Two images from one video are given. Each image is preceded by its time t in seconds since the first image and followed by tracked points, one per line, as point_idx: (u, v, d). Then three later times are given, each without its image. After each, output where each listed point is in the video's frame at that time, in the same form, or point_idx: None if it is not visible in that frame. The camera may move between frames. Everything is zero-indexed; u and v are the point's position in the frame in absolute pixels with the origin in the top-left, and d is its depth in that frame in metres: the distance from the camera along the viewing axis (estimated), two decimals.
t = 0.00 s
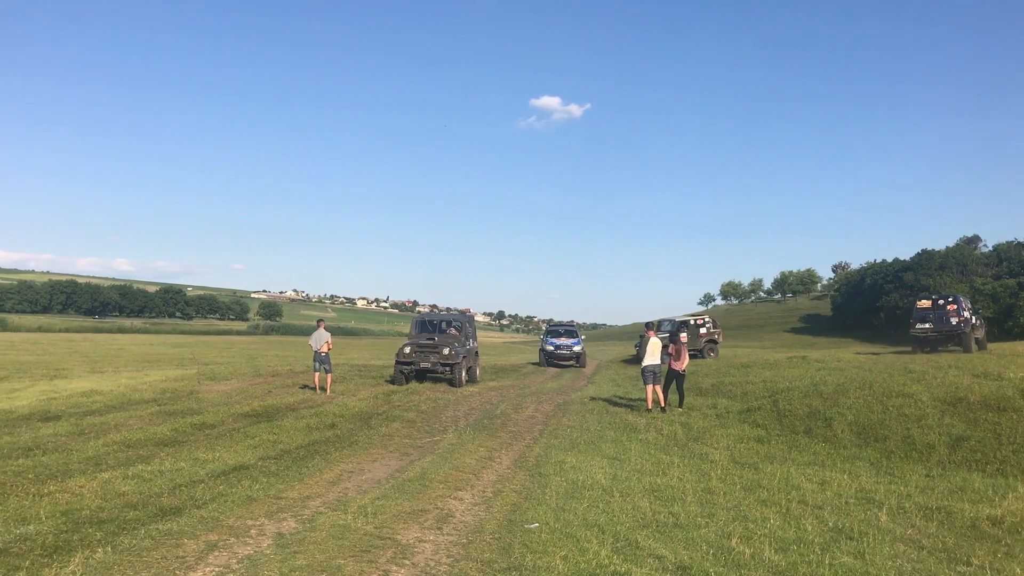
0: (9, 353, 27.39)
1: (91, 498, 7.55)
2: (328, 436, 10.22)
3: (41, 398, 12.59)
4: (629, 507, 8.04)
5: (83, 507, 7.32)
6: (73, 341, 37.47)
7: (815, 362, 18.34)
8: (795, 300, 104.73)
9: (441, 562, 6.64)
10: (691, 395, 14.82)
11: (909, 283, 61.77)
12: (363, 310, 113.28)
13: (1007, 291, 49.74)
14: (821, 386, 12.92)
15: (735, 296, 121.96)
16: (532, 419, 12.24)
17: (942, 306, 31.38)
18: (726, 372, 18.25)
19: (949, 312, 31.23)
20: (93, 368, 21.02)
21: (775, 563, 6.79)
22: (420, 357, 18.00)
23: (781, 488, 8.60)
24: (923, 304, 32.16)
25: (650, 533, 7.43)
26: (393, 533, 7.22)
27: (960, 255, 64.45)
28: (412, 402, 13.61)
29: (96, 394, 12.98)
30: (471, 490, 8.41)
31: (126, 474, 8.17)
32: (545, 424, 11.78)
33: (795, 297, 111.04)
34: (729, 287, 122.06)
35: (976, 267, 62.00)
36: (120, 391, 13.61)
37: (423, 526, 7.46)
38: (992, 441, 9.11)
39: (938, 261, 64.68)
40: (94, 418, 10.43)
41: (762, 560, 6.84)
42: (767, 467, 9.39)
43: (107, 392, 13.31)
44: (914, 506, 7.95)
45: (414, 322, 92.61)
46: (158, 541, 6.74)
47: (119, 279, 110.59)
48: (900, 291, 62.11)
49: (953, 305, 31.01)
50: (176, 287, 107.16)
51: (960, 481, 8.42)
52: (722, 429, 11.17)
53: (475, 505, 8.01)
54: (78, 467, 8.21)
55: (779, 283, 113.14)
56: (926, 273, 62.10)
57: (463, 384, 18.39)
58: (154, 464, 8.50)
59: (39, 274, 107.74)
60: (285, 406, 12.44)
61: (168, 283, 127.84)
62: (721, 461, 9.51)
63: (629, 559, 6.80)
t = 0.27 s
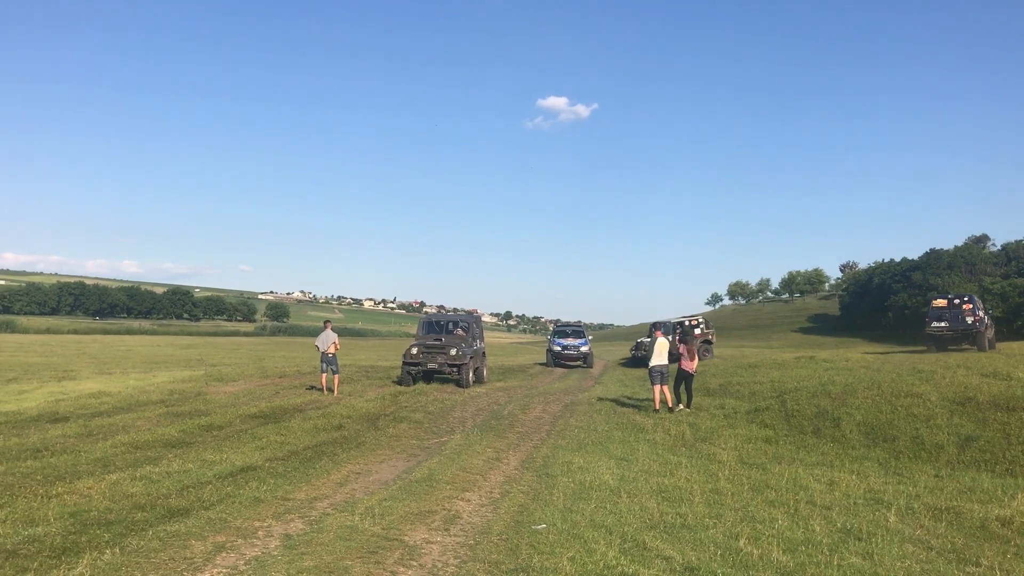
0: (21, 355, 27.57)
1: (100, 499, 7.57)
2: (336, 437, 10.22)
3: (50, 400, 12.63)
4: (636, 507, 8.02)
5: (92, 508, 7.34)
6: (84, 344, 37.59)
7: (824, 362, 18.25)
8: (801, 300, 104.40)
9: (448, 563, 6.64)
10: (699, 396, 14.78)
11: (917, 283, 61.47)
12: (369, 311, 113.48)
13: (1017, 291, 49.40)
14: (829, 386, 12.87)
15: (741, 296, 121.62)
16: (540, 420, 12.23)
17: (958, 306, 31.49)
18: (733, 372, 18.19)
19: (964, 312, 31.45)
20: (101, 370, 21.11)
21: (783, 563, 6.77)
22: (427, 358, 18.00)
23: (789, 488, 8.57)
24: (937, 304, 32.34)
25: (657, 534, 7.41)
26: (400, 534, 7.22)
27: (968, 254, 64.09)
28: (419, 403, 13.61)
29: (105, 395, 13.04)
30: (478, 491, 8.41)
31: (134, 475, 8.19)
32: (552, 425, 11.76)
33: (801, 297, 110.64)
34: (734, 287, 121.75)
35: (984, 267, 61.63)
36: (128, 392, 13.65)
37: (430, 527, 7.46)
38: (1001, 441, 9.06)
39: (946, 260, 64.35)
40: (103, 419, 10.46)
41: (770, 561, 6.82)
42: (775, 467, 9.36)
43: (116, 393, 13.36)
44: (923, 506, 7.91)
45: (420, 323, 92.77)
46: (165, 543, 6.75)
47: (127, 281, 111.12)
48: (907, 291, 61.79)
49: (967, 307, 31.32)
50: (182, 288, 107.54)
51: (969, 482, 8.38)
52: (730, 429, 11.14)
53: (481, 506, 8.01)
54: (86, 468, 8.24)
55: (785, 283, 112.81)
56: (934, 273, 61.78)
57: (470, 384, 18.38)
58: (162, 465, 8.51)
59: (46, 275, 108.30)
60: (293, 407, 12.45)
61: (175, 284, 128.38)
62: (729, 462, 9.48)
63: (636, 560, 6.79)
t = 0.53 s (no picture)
0: (25, 360, 27.60)
1: (103, 503, 7.58)
2: (338, 440, 10.23)
3: (53, 404, 12.64)
4: (639, 509, 8.02)
5: (95, 512, 7.35)
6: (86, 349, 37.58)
7: (826, 363, 18.24)
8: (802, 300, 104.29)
9: (452, 566, 6.65)
10: (701, 397, 14.77)
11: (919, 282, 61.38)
12: (371, 313, 113.52)
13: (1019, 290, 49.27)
14: (831, 386, 12.86)
15: (743, 296, 121.49)
16: (542, 422, 12.22)
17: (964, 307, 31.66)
18: (735, 373, 18.18)
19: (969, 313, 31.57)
20: (104, 374, 21.13)
21: (786, 565, 6.78)
22: (429, 360, 18.01)
23: (792, 489, 8.57)
24: (943, 303, 32.41)
25: (660, 536, 7.42)
26: (403, 536, 7.23)
27: (971, 254, 63.97)
28: (421, 405, 13.61)
29: (108, 399, 13.05)
30: (480, 493, 8.41)
31: (137, 479, 8.19)
32: (555, 427, 11.76)
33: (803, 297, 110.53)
34: (736, 287, 121.63)
35: (986, 267, 61.53)
36: (131, 396, 13.66)
37: (433, 529, 7.46)
38: (1004, 441, 9.05)
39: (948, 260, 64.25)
40: (105, 423, 10.47)
41: (773, 562, 6.83)
42: (777, 469, 9.35)
43: (118, 397, 13.36)
44: (926, 507, 7.91)
45: (423, 325, 92.79)
46: (169, 546, 6.76)
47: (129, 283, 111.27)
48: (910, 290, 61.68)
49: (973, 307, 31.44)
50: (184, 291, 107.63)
51: (971, 482, 8.37)
52: (732, 430, 11.13)
53: (484, 509, 8.01)
54: (89, 472, 8.24)
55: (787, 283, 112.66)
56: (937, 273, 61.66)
57: (472, 386, 18.38)
58: (165, 468, 8.51)
59: (49, 278, 108.41)
60: (295, 410, 12.45)
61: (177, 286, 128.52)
62: (731, 463, 9.48)
63: (640, 562, 6.81)
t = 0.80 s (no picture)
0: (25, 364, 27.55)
1: (103, 506, 7.57)
2: (338, 442, 10.22)
3: (53, 407, 12.63)
4: (640, 510, 8.02)
5: (95, 516, 7.34)
6: (86, 353, 37.50)
7: (826, 363, 18.23)
8: (802, 300, 104.25)
9: (452, 568, 6.65)
10: (702, 398, 14.76)
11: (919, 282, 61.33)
12: (371, 315, 113.48)
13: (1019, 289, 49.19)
14: (831, 386, 12.85)
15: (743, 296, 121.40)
16: (542, 423, 12.22)
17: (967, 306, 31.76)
18: (735, 373, 18.16)
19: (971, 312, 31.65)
20: (104, 377, 21.10)
21: (787, 565, 6.78)
22: (429, 363, 18.01)
23: (793, 489, 8.56)
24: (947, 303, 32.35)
25: (661, 536, 7.42)
26: (404, 539, 7.24)
27: (970, 253, 63.91)
28: (421, 407, 13.60)
29: (108, 403, 13.05)
30: (481, 495, 8.40)
31: (137, 482, 8.18)
32: (555, 428, 11.75)
33: (803, 297, 110.49)
34: (736, 288, 121.56)
35: (986, 266, 61.49)
36: (131, 399, 13.65)
37: (433, 531, 7.46)
38: (1004, 440, 9.05)
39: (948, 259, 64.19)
40: (105, 426, 10.46)
41: (774, 562, 6.83)
42: (778, 469, 9.34)
43: (118, 401, 13.35)
44: (927, 506, 7.91)
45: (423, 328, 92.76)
46: (169, 550, 6.76)
47: (130, 287, 111.26)
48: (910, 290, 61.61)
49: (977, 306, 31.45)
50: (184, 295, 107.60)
51: (972, 481, 8.36)
52: (733, 431, 11.12)
53: (485, 510, 8.00)
54: (89, 476, 8.23)
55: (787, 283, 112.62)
56: (936, 272, 61.60)
57: (472, 388, 18.37)
58: (165, 472, 8.50)
59: (49, 282, 108.39)
60: (295, 413, 12.44)
61: (177, 290, 128.51)
62: (732, 463, 9.47)
63: (641, 563, 6.81)
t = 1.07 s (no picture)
0: (24, 367, 27.50)
1: (103, 508, 7.58)
2: (338, 442, 10.23)
3: (52, 410, 12.63)
4: (640, 509, 8.02)
5: (95, 518, 7.35)
6: (85, 355, 37.42)
7: (824, 361, 18.23)
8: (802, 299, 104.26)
9: (453, 568, 6.68)
10: (701, 396, 14.78)
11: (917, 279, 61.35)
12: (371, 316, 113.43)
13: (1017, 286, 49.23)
14: (830, 384, 12.87)
15: (742, 295, 121.42)
16: (542, 423, 12.23)
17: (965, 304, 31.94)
18: (735, 372, 18.16)
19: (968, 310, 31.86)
20: (103, 379, 21.09)
21: (787, 562, 6.80)
22: (429, 363, 18.01)
23: (792, 487, 8.57)
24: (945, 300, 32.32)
25: (661, 535, 7.44)
26: (404, 539, 7.25)
27: (969, 250, 63.97)
28: (421, 407, 13.60)
29: (108, 405, 13.04)
30: (481, 494, 8.41)
31: (137, 484, 8.18)
32: (554, 428, 11.76)
33: (802, 296, 110.51)
34: (736, 286, 121.56)
35: (985, 263, 61.49)
36: (130, 401, 13.64)
37: (433, 531, 7.47)
38: (1003, 437, 9.06)
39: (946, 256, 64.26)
40: (105, 429, 10.45)
41: (773, 560, 6.85)
42: (777, 466, 9.35)
43: (118, 403, 13.34)
44: (926, 503, 7.92)
45: (423, 328, 92.70)
46: (169, 551, 6.77)
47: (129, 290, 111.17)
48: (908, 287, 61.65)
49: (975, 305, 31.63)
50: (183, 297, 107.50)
51: (971, 478, 8.37)
52: (732, 429, 11.13)
53: (485, 510, 8.01)
54: (89, 478, 8.23)
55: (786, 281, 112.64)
56: (935, 269, 61.62)
57: (472, 388, 18.37)
58: (165, 473, 8.49)
59: (48, 285, 108.27)
60: (295, 414, 12.45)
61: (177, 292, 128.44)
62: (731, 462, 9.47)
63: (641, 561, 6.84)
